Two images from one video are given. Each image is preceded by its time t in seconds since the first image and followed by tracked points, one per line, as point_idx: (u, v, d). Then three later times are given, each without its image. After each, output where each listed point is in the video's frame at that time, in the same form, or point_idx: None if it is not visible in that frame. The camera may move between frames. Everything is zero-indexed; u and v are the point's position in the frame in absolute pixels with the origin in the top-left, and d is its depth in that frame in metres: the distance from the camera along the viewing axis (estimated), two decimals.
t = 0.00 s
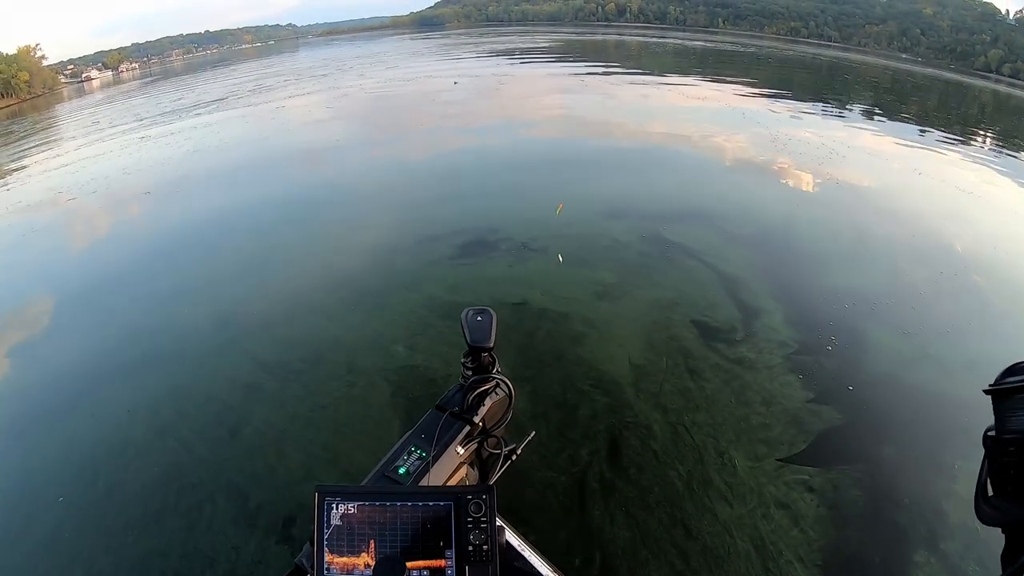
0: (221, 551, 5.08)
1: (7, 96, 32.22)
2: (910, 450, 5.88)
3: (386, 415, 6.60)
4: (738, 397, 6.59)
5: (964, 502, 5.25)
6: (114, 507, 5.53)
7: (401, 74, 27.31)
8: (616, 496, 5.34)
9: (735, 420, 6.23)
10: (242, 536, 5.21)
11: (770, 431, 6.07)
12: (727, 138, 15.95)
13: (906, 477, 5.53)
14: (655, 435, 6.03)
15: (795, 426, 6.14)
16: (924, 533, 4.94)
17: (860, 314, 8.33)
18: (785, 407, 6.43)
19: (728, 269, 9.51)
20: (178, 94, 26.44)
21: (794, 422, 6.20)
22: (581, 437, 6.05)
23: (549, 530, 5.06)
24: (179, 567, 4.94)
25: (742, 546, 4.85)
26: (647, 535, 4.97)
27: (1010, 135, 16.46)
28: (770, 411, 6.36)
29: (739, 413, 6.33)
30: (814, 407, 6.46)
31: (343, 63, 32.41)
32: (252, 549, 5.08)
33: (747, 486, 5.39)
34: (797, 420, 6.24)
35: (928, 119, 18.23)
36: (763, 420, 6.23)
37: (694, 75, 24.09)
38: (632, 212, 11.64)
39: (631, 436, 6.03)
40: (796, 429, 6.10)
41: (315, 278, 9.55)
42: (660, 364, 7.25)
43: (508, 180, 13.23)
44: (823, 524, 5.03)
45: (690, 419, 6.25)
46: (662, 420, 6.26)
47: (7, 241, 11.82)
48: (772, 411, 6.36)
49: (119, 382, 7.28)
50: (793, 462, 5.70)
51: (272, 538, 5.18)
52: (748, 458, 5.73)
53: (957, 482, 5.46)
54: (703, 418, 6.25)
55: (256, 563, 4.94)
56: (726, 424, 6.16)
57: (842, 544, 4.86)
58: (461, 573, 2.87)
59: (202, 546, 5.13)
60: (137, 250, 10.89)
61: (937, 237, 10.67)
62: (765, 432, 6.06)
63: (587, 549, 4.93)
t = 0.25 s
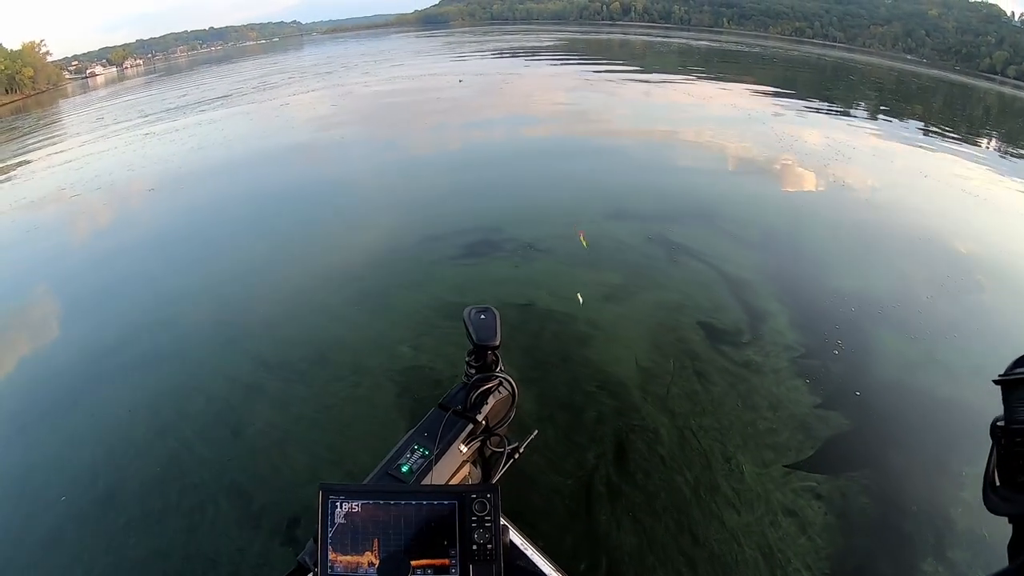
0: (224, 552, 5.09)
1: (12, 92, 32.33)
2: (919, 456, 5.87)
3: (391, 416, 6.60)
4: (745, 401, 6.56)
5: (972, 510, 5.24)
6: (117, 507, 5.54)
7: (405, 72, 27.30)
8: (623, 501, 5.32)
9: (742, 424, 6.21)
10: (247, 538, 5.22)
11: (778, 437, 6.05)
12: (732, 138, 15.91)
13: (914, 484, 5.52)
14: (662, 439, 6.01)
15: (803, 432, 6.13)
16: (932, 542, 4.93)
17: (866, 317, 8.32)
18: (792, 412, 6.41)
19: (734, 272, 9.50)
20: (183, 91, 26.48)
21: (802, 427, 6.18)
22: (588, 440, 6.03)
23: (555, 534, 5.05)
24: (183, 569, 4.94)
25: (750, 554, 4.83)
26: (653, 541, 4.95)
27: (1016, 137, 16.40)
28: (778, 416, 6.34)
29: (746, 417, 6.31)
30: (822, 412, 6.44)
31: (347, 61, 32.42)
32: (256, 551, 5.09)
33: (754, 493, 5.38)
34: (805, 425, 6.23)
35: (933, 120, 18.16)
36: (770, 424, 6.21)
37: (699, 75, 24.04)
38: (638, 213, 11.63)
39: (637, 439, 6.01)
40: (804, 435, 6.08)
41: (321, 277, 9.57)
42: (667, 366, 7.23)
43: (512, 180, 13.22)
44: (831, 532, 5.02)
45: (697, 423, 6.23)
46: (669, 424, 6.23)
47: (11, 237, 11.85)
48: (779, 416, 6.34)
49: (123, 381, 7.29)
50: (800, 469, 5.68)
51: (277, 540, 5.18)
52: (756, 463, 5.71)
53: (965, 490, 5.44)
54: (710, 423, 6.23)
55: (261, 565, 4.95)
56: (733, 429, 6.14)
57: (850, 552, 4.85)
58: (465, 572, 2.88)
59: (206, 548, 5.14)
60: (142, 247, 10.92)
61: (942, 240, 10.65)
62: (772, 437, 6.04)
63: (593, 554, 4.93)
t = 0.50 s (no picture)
0: (223, 554, 5.11)
1: (14, 88, 32.39)
2: (921, 463, 5.87)
3: (391, 417, 6.60)
4: (747, 405, 6.56)
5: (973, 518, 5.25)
6: (116, 505, 5.56)
7: (408, 70, 27.29)
8: (624, 506, 5.33)
9: (744, 429, 6.21)
10: (246, 540, 5.24)
11: (780, 442, 6.05)
12: (734, 139, 15.88)
13: (917, 492, 5.53)
14: (664, 443, 6.01)
15: (805, 437, 6.13)
16: (934, 551, 4.94)
17: (868, 322, 8.33)
18: (794, 417, 6.41)
19: (737, 273, 9.50)
20: (185, 87, 26.50)
21: (804, 433, 6.18)
22: (589, 443, 6.02)
23: (555, 539, 5.06)
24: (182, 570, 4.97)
25: (751, 562, 4.85)
26: (654, 548, 4.96)
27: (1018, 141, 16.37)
28: (779, 421, 6.33)
29: (748, 422, 6.31)
30: (824, 418, 6.44)
31: (349, 59, 32.40)
32: (255, 554, 5.12)
33: (756, 499, 5.38)
34: (807, 431, 6.23)
35: (935, 123, 18.13)
36: (772, 430, 6.21)
37: (701, 75, 24.02)
38: (639, 214, 11.62)
39: (639, 444, 6.00)
40: (806, 441, 6.08)
41: (323, 277, 9.57)
42: (669, 369, 7.22)
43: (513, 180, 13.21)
44: (833, 540, 5.02)
45: (698, 428, 6.23)
46: (671, 428, 6.23)
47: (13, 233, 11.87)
48: (781, 421, 6.34)
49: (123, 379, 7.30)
50: (802, 475, 5.69)
51: (276, 542, 5.20)
52: (757, 469, 5.71)
53: (967, 498, 5.45)
54: (712, 427, 6.22)
55: (260, 568, 4.99)
56: (735, 434, 6.14)
57: (852, 561, 4.86)
58: (457, 569, 2.89)
59: (205, 549, 5.16)
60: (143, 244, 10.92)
61: (944, 244, 10.65)
62: (774, 442, 6.04)
63: (593, 559, 4.93)
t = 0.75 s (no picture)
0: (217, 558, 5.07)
1: (7, 84, 32.17)
2: (921, 463, 5.88)
3: (388, 417, 6.56)
4: (747, 404, 6.54)
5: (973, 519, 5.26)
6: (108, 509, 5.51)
7: (403, 65, 27.16)
8: (623, 506, 5.31)
9: (744, 428, 6.20)
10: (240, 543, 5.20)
11: (779, 441, 6.05)
12: (731, 135, 15.86)
13: (917, 493, 5.54)
14: (663, 442, 5.99)
15: (805, 437, 6.13)
16: (934, 553, 4.95)
17: (866, 319, 8.35)
18: (794, 416, 6.40)
19: (735, 270, 9.48)
20: (178, 83, 26.33)
21: (803, 432, 6.19)
22: (587, 443, 5.99)
23: (553, 539, 5.04)
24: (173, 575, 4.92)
25: (751, 562, 4.86)
26: (654, 548, 4.95)
27: (1012, 137, 16.41)
28: (779, 420, 6.33)
29: (748, 421, 6.30)
30: (823, 416, 6.44)
31: (344, 55, 32.24)
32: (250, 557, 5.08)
33: (756, 499, 5.38)
34: (807, 430, 6.23)
35: (931, 120, 18.16)
36: (772, 429, 6.20)
37: (697, 71, 23.98)
38: (637, 211, 11.60)
39: (637, 442, 5.98)
40: (806, 440, 6.10)
41: (320, 274, 9.52)
42: (667, 367, 7.19)
43: (508, 176, 13.17)
44: (834, 540, 5.04)
45: (698, 426, 6.21)
46: (670, 426, 6.21)
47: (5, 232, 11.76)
48: (780, 420, 6.33)
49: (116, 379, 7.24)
50: (802, 475, 5.69)
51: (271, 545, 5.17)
52: (757, 469, 5.71)
53: (966, 498, 5.47)
54: (711, 426, 6.21)
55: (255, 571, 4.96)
56: (734, 433, 6.13)
57: (853, 561, 4.87)
58: (448, 565, 2.92)
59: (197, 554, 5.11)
60: (136, 242, 10.83)
61: (941, 242, 10.68)
62: (774, 441, 6.04)
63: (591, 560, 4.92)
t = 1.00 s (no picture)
0: (220, 555, 5.08)
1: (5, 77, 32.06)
2: (926, 461, 5.90)
3: (392, 413, 6.57)
4: (752, 402, 6.56)
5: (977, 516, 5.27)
6: (110, 506, 5.51)
7: (403, 59, 27.06)
8: (629, 503, 5.33)
9: (749, 426, 6.21)
10: (243, 540, 5.21)
11: (785, 439, 6.06)
12: (733, 131, 15.82)
13: (922, 491, 5.54)
14: (669, 439, 6.00)
15: (811, 434, 6.14)
16: (938, 551, 4.95)
17: (870, 317, 8.37)
18: (800, 413, 6.41)
19: (738, 266, 9.48)
20: (178, 77, 26.24)
21: (810, 430, 6.20)
22: (594, 440, 6.01)
23: (558, 537, 5.07)
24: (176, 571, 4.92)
25: (757, 561, 4.88)
26: (660, 546, 4.97)
27: (1013, 135, 16.41)
28: (785, 418, 6.35)
29: (753, 419, 6.31)
30: (829, 413, 6.46)
31: (344, 49, 32.10)
32: (253, 554, 5.09)
33: (762, 497, 5.40)
34: (813, 427, 6.24)
35: (933, 116, 18.13)
36: (777, 427, 6.22)
37: (699, 66, 23.90)
38: (638, 207, 11.59)
39: (644, 440, 6.00)
40: (812, 437, 6.11)
41: (322, 270, 9.52)
42: (672, 364, 7.20)
43: (509, 171, 13.14)
44: (839, 538, 5.05)
45: (704, 424, 6.22)
46: (676, 424, 6.22)
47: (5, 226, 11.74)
48: (786, 417, 6.35)
49: (117, 375, 7.23)
50: (808, 473, 5.70)
51: (275, 542, 5.17)
52: (763, 467, 5.72)
53: (970, 496, 5.49)
54: (717, 424, 6.22)
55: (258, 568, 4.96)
56: (740, 431, 6.14)
57: (859, 559, 4.88)
58: (451, 558, 2.99)
59: (200, 550, 5.12)
60: (137, 236, 10.81)
61: (942, 239, 10.69)
62: (779, 439, 6.06)
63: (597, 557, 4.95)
